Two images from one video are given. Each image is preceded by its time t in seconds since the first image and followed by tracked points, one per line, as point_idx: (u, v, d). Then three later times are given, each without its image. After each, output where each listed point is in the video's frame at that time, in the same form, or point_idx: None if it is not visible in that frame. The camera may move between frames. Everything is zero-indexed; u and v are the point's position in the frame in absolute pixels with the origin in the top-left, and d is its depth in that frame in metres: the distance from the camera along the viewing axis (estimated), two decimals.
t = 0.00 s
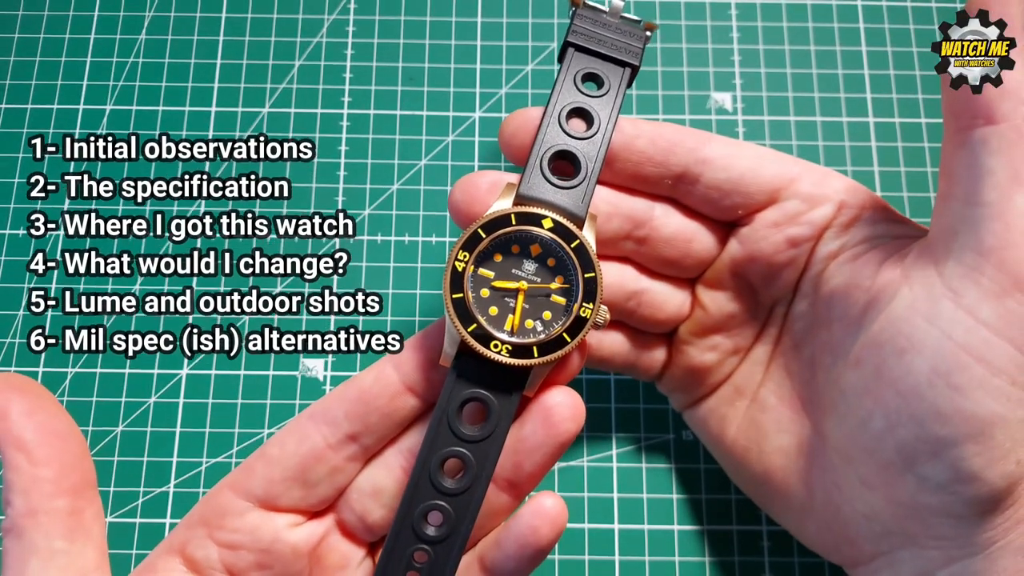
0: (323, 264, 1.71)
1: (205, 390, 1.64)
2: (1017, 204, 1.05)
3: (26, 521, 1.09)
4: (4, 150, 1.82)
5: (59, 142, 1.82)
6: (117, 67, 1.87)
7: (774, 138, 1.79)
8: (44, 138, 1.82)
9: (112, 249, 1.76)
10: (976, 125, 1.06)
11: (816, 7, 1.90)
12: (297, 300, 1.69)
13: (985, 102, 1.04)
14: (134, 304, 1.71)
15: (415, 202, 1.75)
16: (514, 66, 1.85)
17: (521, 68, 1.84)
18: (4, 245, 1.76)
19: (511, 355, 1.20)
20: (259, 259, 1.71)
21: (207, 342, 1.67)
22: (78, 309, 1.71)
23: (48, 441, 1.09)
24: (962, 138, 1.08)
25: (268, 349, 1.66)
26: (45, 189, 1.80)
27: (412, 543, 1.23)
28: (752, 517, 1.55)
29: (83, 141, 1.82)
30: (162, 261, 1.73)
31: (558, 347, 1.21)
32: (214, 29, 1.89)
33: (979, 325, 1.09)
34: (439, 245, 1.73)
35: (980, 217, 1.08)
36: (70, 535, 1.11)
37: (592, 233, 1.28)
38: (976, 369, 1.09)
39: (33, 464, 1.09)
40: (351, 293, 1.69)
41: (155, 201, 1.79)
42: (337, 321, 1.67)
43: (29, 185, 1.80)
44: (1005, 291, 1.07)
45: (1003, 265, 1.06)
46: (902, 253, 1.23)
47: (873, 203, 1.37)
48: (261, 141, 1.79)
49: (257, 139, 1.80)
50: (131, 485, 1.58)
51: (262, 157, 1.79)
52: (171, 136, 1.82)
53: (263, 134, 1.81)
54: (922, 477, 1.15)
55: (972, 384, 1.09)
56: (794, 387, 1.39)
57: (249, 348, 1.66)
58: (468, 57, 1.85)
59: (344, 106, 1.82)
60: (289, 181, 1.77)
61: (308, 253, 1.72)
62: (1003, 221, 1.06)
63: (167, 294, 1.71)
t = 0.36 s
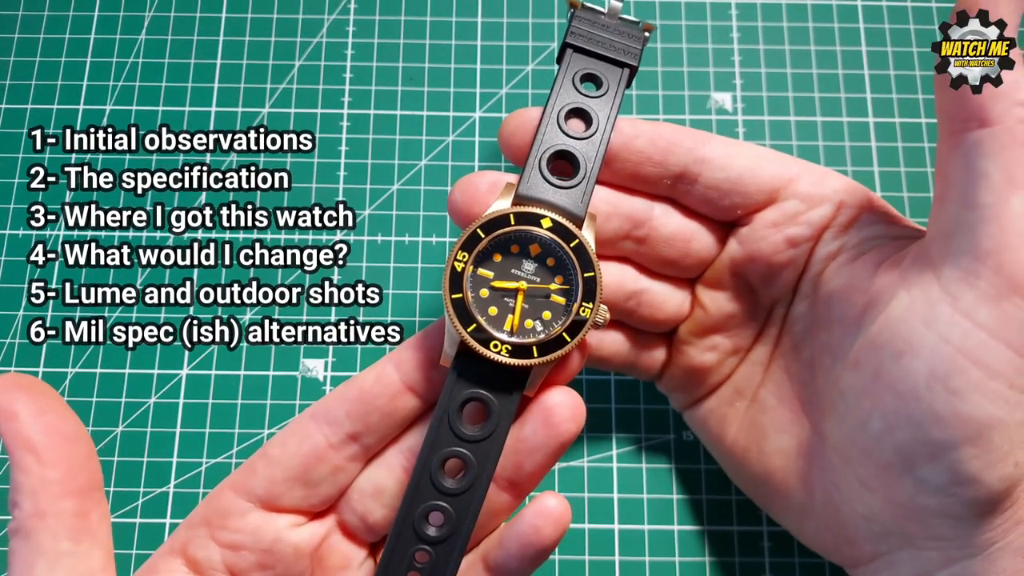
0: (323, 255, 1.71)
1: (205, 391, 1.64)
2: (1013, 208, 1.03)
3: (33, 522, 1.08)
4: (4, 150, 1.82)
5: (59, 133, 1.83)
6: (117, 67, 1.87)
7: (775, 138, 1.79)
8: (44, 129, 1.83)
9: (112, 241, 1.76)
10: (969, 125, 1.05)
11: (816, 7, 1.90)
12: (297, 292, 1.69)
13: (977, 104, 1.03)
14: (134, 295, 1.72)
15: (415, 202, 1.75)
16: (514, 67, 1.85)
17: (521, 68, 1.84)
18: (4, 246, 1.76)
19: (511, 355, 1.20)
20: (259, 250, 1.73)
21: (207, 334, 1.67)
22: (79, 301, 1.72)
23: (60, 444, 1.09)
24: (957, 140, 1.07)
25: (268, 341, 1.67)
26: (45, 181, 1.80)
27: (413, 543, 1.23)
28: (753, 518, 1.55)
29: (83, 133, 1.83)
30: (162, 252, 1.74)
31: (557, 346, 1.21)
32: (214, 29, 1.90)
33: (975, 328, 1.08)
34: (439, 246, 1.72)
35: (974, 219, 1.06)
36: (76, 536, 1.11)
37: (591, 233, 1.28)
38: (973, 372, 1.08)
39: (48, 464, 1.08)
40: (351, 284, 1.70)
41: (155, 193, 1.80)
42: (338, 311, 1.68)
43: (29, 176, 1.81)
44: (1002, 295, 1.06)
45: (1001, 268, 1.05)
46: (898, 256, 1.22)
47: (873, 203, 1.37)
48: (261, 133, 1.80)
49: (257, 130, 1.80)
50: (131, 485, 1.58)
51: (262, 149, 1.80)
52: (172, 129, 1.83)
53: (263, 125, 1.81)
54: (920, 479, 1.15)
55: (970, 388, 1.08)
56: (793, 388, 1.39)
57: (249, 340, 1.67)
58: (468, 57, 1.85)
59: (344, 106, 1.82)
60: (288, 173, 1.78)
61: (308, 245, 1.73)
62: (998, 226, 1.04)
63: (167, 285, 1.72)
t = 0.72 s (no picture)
0: (323, 247, 1.72)
1: (205, 391, 1.64)
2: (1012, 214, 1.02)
3: (106, 538, 0.91)
4: (4, 150, 1.82)
5: (59, 125, 1.84)
6: (117, 67, 1.87)
7: (775, 138, 1.79)
8: (44, 121, 1.84)
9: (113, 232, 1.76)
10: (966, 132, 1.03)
11: (816, 7, 1.90)
12: (297, 283, 1.70)
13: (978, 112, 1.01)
14: (134, 287, 1.72)
15: (415, 202, 1.75)
16: (514, 66, 1.85)
17: (521, 68, 1.84)
18: (3, 245, 1.76)
19: (512, 337, 1.20)
20: (259, 241, 1.73)
21: (207, 326, 1.68)
22: (78, 292, 1.72)
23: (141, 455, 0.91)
24: (949, 144, 1.06)
25: (267, 332, 1.68)
26: (45, 172, 1.81)
27: (426, 528, 1.23)
28: (753, 517, 1.55)
29: (83, 124, 1.83)
30: (162, 244, 1.74)
31: (558, 327, 1.21)
32: (215, 29, 1.89)
33: (976, 334, 1.07)
34: (439, 245, 1.72)
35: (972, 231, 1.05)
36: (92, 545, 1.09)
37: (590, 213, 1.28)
38: (975, 379, 1.08)
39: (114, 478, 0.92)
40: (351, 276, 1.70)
41: (155, 184, 1.80)
42: (340, 303, 1.68)
43: (29, 167, 1.81)
44: (1004, 302, 1.05)
45: (1003, 275, 1.04)
46: (895, 261, 1.21)
47: (869, 203, 1.38)
48: (261, 124, 1.81)
49: (257, 122, 1.81)
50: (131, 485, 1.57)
51: (262, 141, 1.80)
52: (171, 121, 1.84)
53: (263, 118, 1.81)
54: (920, 483, 1.15)
55: (970, 394, 1.08)
56: (789, 385, 1.39)
57: (249, 332, 1.67)
58: (468, 57, 1.85)
59: (345, 106, 1.82)
60: (288, 164, 1.79)
61: (308, 236, 1.73)
62: (998, 236, 1.03)
63: (167, 277, 1.72)
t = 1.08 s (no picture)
0: (323, 238, 1.72)
1: (205, 391, 1.64)
2: None
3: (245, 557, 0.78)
4: (4, 150, 1.82)
5: (58, 117, 1.84)
6: (117, 68, 1.87)
7: (774, 137, 1.79)
8: (44, 113, 1.85)
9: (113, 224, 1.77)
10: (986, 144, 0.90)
11: (816, 7, 1.90)
12: (297, 275, 1.70)
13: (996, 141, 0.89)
14: (134, 278, 1.73)
15: (415, 202, 1.75)
16: (514, 67, 1.85)
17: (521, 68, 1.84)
18: (3, 246, 1.76)
19: (543, 338, 1.20)
20: (258, 233, 1.73)
21: (207, 317, 1.68)
22: (78, 284, 1.73)
23: (521, 462, 1.01)
24: (972, 174, 0.94)
25: (267, 324, 1.68)
26: (45, 164, 1.82)
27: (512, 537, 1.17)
28: (753, 518, 1.55)
29: (83, 116, 1.84)
30: (161, 235, 1.75)
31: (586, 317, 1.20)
32: (215, 29, 1.89)
33: (997, 362, 1.02)
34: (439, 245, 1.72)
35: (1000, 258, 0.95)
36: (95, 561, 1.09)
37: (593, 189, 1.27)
38: (993, 407, 1.04)
39: (453, 479, 1.00)
40: (351, 268, 1.71)
41: (155, 175, 1.80)
42: (340, 295, 1.68)
43: (29, 159, 1.82)
44: None
45: None
46: (914, 274, 1.13)
47: (874, 207, 1.37)
48: (261, 116, 1.81)
49: (257, 114, 1.81)
50: (130, 485, 1.58)
51: (262, 132, 1.80)
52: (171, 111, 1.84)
53: (264, 109, 1.82)
54: (928, 499, 1.14)
55: (983, 418, 1.05)
56: (785, 385, 1.39)
57: (249, 322, 1.68)
58: (468, 57, 1.85)
59: (345, 107, 1.82)
60: (288, 156, 1.79)
61: (308, 227, 1.73)
62: None
63: (167, 269, 1.73)
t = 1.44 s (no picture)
0: (323, 230, 1.72)
1: (203, 391, 1.63)
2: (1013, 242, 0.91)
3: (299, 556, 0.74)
4: (4, 150, 1.82)
5: (59, 108, 1.84)
6: (116, 67, 1.87)
7: (775, 138, 1.79)
8: (44, 104, 1.85)
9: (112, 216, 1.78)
10: (951, 145, 0.90)
11: (816, 7, 1.90)
12: (297, 267, 1.70)
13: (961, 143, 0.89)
14: (134, 270, 1.74)
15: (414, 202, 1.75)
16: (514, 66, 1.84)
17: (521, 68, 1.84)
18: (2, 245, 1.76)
19: (528, 325, 1.16)
20: (258, 225, 1.74)
21: (207, 308, 1.69)
22: (78, 275, 1.73)
23: (490, 444, 0.99)
24: (934, 176, 0.94)
25: (267, 315, 1.69)
26: (45, 155, 1.82)
27: (513, 537, 1.19)
28: (753, 519, 1.54)
29: (83, 108, 1.84)
30: (162, 227, 1.76)
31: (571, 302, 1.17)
32: (214, 28, 1.89)
33: (973, 366, 1.00)
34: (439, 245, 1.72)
35: (966, 262, 0.95)
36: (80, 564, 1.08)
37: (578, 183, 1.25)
38: (973, 410, 1.03)
39: (422, 465, 0.98)
40: (351, 259, 1.71)
41: (155, 167, 1.81)
42: (341, 285, 1.69)
43: (29, 151, 1.82)
44: (1001, 332, 0.97)
45: (1000, 307, 0.95)
46: (892, 279, 1.14)
47: (855, 210, 1.37)
48: (262, 107, 1.82)
49: (257, 105, 1.82)
50: (129, 486, 1.57)
51: (262, 123, 1.81)
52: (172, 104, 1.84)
53: (264, 100, 1.83)
54: (916, 505, 1.14)
55: (964, 421, 1.04)
56: (777, 389, 1.39)
57: (249, 314, 1.68)
58: (468, 57, 1.85)
59: (344, 106, 1.82)
60: (288, 147, 1.79)
61: (308, 220, 1.73)
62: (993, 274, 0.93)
63: (167, 260, 1.74)
